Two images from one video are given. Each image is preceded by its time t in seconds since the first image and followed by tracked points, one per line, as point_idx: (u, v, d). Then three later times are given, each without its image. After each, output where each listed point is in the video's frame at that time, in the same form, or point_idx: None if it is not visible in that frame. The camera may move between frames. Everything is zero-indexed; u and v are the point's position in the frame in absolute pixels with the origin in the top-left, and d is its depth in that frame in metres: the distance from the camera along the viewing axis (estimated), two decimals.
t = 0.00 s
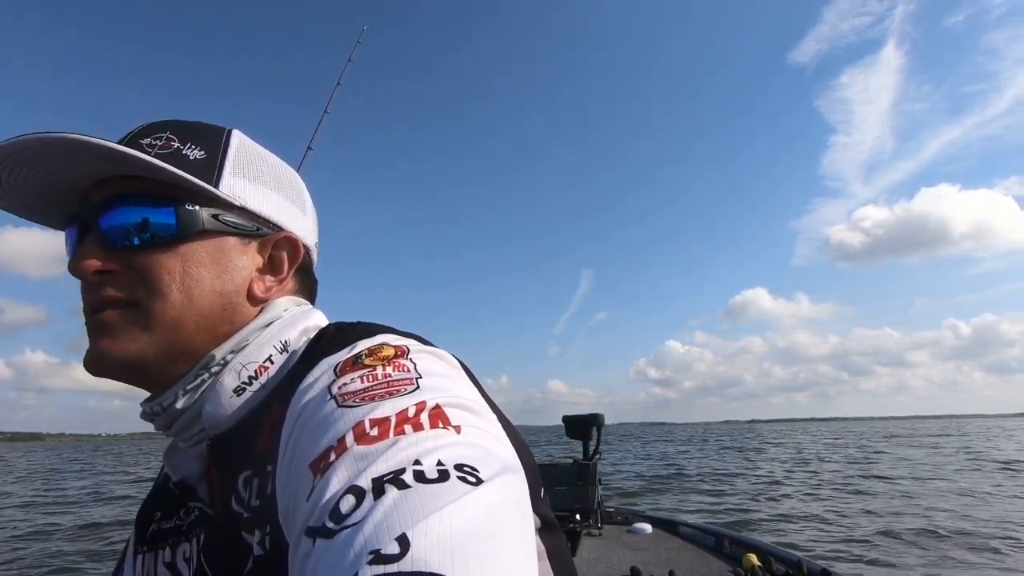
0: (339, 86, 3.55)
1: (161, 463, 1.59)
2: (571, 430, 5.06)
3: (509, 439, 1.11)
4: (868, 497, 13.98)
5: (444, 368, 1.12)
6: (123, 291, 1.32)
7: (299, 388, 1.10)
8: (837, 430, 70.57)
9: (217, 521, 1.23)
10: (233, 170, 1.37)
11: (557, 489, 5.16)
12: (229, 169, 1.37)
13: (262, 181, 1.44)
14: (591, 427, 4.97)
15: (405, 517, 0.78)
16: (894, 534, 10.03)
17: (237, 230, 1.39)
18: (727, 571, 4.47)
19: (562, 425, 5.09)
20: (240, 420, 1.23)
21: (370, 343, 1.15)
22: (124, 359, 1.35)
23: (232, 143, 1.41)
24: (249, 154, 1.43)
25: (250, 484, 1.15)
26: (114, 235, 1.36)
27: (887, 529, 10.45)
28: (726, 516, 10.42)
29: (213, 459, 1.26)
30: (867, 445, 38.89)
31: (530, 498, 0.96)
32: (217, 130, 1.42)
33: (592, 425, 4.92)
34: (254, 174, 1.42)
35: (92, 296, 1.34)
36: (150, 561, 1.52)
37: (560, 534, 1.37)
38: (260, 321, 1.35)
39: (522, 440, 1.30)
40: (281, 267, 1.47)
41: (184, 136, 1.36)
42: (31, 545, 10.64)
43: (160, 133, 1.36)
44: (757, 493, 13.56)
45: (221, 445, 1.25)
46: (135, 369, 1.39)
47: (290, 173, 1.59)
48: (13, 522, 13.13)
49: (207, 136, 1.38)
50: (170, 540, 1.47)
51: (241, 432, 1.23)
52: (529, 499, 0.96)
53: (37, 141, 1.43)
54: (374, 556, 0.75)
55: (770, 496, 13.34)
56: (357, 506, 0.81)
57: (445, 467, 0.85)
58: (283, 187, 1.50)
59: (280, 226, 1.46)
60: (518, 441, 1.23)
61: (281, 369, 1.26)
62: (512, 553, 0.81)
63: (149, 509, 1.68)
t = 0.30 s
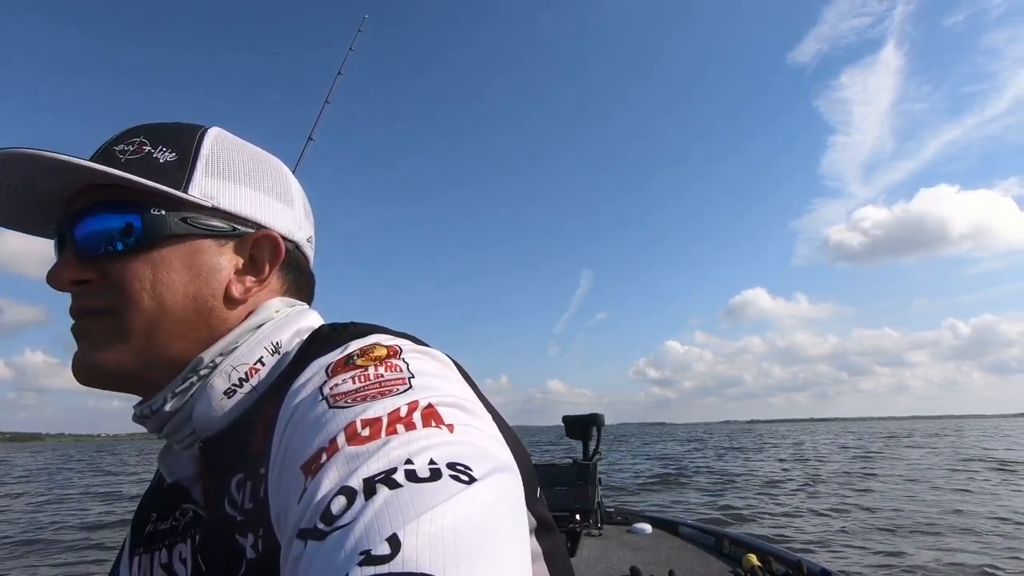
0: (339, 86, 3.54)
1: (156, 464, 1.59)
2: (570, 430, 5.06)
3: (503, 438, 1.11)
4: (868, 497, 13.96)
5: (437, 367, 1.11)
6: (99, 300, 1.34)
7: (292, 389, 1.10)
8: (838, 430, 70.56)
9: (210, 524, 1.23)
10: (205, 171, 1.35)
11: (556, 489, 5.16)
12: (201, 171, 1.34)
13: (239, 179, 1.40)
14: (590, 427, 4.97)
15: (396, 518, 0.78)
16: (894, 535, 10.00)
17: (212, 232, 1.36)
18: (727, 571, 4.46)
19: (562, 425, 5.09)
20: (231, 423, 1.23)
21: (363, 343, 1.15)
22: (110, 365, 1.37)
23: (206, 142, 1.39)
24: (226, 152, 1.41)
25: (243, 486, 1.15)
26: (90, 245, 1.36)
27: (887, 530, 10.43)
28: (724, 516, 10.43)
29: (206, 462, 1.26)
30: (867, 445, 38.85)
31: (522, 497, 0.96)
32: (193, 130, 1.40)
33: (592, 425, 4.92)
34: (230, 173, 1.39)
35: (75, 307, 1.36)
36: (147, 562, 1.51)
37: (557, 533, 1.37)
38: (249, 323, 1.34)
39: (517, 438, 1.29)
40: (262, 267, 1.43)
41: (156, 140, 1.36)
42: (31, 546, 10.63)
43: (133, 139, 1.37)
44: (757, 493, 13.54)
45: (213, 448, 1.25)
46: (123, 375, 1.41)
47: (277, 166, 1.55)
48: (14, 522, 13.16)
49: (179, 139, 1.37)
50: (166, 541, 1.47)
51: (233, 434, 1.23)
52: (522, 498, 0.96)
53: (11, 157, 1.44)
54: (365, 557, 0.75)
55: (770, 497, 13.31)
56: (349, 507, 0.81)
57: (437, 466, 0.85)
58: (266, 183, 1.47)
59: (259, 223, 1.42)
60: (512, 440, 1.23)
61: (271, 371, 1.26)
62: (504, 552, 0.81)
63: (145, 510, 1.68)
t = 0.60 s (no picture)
0: (340, 85, 3.54)
1: (159, 465, 1.59)
2: (571, 431, 5.06)
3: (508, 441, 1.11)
4: (866, 497, 13.98)
5: (443, 371, 1.12)
6: (98, 306, 1.34)
7: (297, 391, 1.10)
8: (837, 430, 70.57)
9: (215, 525, 1.23)
10: (200, 171, 1.35)
11: (557, 490, 5.16)
12: (196, 172, 1.34)
13: (234, 179, 1.39)
14: (591, 428, 4.97)
15: (404, 520, 0.78)
16: (894, 535, 10.00)
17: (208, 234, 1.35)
18: (727, 571, 4.47)
19: (562, 426, 5.10)
20: (237, 425, 1.24)
21: (368, 346, 1.15)
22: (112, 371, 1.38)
23: (201, 142, 1.39)
24: (221, 152, 1.40)
25: (248, 488, 1.15)
26: (87, 251, 1.36)
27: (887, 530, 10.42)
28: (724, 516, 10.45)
29: (212, 464, 1.26)
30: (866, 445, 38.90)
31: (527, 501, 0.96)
32: (189, 131, 1.40)
33: (592, 426, 4.92)
34: (225, 172, 1.38)
35: (75, 313, 1.36)
36: (150, 562, 1.51)
37: (559, 536, 1.36)
38: (253, 325, 1.34)
39: (521, 441, 1.29)
40: (260, 268, 1.42)
41: (152, 142, 1.37)
42: (30, 546, 10.63)
43: (130, 141, 1.38)
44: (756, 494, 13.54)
45: (219, 450, 1.25)
46: (125, 380, 1.41)
47: (276, 164, 1.54)
48: (13, 522, 13.14)
49: (175, 139, 1.37)
50: (170, 542, 1.47)
51: (239, 436, 1.23)
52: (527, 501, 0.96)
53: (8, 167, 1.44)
54: (373, 560, 0.75)
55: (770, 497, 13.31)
56: (356, 510, 0.81)
57: (444, 469, 0.85)
58: (264, 181, 1.46)
59: (256, 223, 1.41)
60: (516, 443, 1.23)
61: (276, 373, 1.26)
62: (511, 556, 0.80)
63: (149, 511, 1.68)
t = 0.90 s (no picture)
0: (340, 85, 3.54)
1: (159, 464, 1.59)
2: (571, 431, 5.06)
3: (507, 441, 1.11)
4: (865, 497, 13.98)
5: (443, 371, 1.12)
6: (94, 307, 1.34)
7: (297, 391, 1.10)
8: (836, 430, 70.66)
9: (215, 524, 1.24)
10: (196, 171, 1.35)
11: (556, 490, 5.17)
12: (191, 172, 1.34)
13: (230, 178, 1.39)
14: (591, 428, 4.97)
15: (404, 520, 0.78)
16: (894, 535, 9.99)
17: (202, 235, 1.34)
18: (727, 571, 4.47)
19: (562, 426, 5.10)
20: (236, 425, 1.24)
21: (368, 346, 1.15)
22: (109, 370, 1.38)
23: (197, 142, 1.38)
24: (217, 151, 1.40)
25: (249, 488, 1.15)
26: (83, 252, 1.36)
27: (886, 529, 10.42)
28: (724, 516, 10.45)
29: (212, 463, 1.26)
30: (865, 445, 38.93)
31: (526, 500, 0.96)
32: (185, 131, 1.40)
33: (592, 426, 4.92)
34: (220, 172, 1.38)
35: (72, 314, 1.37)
36: (150, 561, 1.51)
37: (559, 536, 1.36)
38: (253, 325, 1.34)
39: (521, 441, 1.29)
40: (255, 268, 1.40)
41: (148, 142, 1.37)
42: (31, 546, 10.63)
43: (127, 141, 1.39)
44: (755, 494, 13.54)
45: (218, 450, 1.25)
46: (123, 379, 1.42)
47: (276, 161, 1.53)
48: (13, 522, 13.13)
49: (170, 139, 1.37)
50: (169, 541, 1.47)
51: (239, 435, 1.23)
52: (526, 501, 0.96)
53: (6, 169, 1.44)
54: (373, 560, 0.75)
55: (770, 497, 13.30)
56: (356, 510, 0.81)
57: (444, 469, 0.85)
58: (262, 180, 1.45)
59: (253, 223, 1.40)
60: (516, 442, 1.23)
61: (276, 373, 1.26)
62: (510, 556, 0.80)
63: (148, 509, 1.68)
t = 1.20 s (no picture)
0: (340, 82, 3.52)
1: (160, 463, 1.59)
2: (571, 430, 5.06)
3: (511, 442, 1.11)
4: (864, 497, 14.00)
5: (448, 371, 1.12)
6: (90, 305, 1.35)
7: (301, 392, 1.10)
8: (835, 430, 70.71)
9: (216, 523, 1.24)
10: (188, 166, 1.35)
11: (556, 490, 5.17)
12: (183, 167, 1.34)
13: (223, 173, 1.38)
14: (591, 427, 4.96)
15: (410, 521, 0.78)
16: (894, 535, 9.98)
17: (194, 230, 1.34)
18: (727, 571, 4.47)
19: (562, 425, 5.09)
20: (236, 424, 1.24)
21: (372, 347, 1.15)
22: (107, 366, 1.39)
23: (190, 136, 1.39)
24: (210, 145, 1.39)
25: (251, 488, 1.15)
26: (80, 250, 1.37)
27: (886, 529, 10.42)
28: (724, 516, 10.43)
29: (213, 463, 1.26)
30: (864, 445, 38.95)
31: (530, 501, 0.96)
32: (179, 127, 1.41)
33: (592, 425, 4.92)
34: (213, 166, 1.38)
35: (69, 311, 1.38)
36: (150, 560, 1.51)
37: (561, 538, 1.36)
38: (254, 323, 1.34)
39: (524, 443, 1.29)
40: (247, 265, 1.39)
41: (143, 139, 1.38)
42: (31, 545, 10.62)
43: (123, 138, 1.40)
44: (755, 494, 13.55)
45: (219, 449, 1.25)
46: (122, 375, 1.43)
47: (272, 156, 1.52)
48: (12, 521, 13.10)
49: (163, 135, 1.38)
50: (169, 540, 1.47)
51: (241, 434, 1.23)
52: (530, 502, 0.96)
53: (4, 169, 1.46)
54: (379, 563, 0.75)
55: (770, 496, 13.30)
56: (362, 512, 0.81)
57: (450, 471, 0.85)
58: (257, 175, 1.44)
59: (244, 217, 1.38)
60: (519, 443, 1.23)
61: (278, 371, 1.26)
62: (515, 557, 0.81)
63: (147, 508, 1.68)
